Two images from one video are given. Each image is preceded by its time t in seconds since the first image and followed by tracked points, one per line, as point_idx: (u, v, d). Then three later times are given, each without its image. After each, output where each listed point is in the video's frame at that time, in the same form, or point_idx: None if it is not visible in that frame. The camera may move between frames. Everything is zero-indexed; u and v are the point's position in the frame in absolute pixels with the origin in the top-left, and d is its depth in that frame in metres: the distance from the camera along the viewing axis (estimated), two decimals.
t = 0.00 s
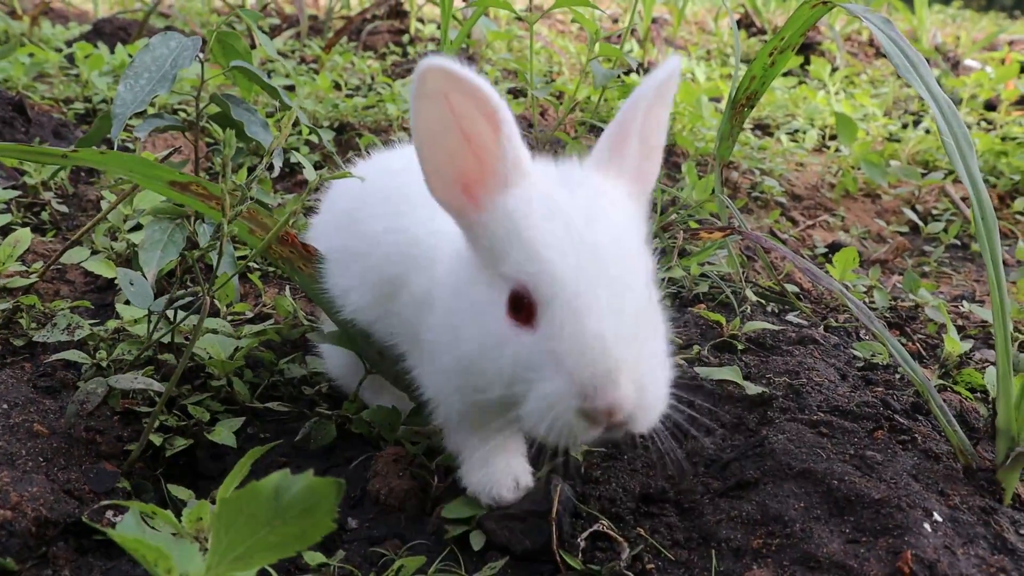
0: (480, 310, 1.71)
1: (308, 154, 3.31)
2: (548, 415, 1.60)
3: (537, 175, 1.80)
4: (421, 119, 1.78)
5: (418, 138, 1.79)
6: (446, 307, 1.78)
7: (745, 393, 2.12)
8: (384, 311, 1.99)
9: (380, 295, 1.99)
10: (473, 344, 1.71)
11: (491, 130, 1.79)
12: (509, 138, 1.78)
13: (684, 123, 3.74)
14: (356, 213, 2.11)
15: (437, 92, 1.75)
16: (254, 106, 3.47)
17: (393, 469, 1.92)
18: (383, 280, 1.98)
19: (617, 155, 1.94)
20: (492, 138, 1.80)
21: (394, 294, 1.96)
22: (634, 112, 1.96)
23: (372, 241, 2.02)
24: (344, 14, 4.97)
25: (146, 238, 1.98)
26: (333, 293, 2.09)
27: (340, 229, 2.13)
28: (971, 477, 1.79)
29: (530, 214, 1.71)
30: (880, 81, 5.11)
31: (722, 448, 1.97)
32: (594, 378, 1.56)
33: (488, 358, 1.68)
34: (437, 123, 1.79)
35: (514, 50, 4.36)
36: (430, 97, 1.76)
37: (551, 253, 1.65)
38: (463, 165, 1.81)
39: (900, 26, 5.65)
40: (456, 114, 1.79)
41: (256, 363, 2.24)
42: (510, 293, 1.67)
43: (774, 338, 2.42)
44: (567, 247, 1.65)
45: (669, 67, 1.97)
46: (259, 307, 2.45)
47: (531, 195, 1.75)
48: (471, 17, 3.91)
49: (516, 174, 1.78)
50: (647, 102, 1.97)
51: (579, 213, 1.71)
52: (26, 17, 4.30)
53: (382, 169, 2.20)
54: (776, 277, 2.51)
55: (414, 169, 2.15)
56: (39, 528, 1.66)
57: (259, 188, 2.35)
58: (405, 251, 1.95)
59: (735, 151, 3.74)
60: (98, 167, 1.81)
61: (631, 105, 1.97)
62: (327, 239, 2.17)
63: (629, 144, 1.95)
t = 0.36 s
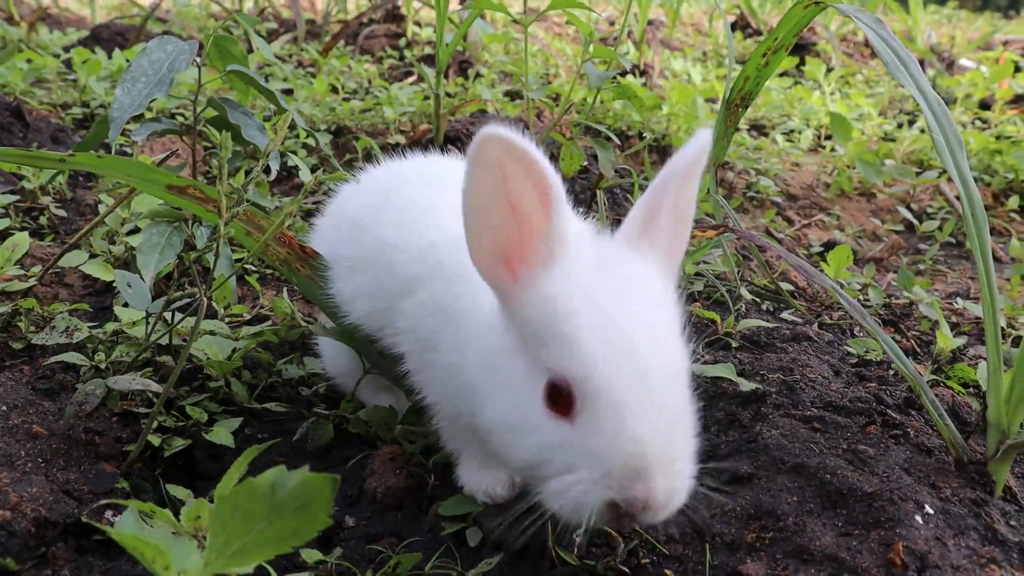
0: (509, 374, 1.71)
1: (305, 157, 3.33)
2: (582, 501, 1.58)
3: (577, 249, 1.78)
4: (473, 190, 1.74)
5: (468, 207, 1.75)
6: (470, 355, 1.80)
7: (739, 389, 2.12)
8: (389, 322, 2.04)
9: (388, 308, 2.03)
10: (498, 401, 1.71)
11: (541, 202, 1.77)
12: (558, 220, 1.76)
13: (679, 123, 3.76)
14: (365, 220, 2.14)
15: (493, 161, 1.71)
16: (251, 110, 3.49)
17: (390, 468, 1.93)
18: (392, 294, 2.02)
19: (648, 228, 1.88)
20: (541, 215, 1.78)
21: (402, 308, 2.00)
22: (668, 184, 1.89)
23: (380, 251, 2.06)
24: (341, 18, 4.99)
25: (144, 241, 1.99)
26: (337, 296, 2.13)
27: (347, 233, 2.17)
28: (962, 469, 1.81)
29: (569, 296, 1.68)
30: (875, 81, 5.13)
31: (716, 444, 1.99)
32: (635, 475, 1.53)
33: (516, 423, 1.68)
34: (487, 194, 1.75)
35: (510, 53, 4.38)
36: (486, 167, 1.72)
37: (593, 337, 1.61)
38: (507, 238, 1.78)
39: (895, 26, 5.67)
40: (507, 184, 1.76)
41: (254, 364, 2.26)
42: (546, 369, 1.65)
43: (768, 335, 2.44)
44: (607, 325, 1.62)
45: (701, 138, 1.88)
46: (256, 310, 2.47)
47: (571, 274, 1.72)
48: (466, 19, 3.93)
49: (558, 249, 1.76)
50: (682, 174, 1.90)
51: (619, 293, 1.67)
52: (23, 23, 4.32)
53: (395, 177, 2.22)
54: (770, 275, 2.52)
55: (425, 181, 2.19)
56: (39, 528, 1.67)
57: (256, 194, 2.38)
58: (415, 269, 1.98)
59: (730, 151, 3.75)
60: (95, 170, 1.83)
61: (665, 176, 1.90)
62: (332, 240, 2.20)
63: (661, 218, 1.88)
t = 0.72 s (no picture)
0: (510, 381, 1.72)
1: (303, 159, 3.34)
2: (582, 501, 1.60)
3: (575, 258, 1.80)
4: (465, 202, 1.76)
5: (462, 219, 1.77)
6: (470, 364, 1.81)
7: (734, 388, 2.13)
8: (387, 326, 2.05)
9: (387, 311, 2.04)
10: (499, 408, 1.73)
11: (534, 213, 1.80)
12: (552, 230, 1.79)
13: (675, 125, 3.77)
14: (364, 223, 2.14)
15: (484, 175, 1.75)
16: (248, 112, 3.50)
17: (386, 468, 1.93)
18: (390, 298, 2.03)
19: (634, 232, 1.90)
20: (535, 223, 1.80)
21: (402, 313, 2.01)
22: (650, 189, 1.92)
23: (380, 254, 2.06)
24: (338, 21, 5.00)
25: (142, 244, 2.02)
26: (334, 299, 2.14)
27: (345, 235, 2.16)
28: (956, 468, 1.81)
29: (565, 302, 1.70)
30: (870, 83, 5.15)
31: (712, 444, 2.00)
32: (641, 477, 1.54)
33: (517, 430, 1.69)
34: (479, 206, 1.78)
35: (506, 55, 4.40)
36: (478, 180, 1.75)
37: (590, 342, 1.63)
38: (500, 250, 1.79)
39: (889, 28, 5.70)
40: (500, 196, 1.78)
41: (252, 365, 2.26)
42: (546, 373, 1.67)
43: (764, 335, 2.45)
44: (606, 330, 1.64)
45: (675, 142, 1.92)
46: (254, 311, 2.48)
47: (566, 281, 1.74)
48: (463, 22, 3.95)
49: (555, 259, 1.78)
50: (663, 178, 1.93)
51: (614, 299, 1.69)
52: (22, 27, 4.32)
53: (393, 182, 2.23)
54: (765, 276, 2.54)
55: (424, 186, 2.19)
56: (37, 529, 1.68)
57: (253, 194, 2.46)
58: (415, 275, 1.99)
59: (726, 153, 3.77)
60: (92, 172, 1.84)
61: (646, 182, 1.92)
62: (330, 242, 2.20)
63: (645, 223, 1.91)
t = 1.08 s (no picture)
0: (540, 356, 1.71)
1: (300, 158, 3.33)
2: (636, 444, 1.63)
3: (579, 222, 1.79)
4: (473, 176, 1.71)
5: (470, 192, 1.73)
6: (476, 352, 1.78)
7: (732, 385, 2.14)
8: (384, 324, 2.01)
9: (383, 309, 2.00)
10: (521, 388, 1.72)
11: (542, 184, 1.72)
12: (557, 204, 1.71)
13: (672, 123, 3.77)
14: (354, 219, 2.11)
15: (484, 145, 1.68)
16: (245, 112, 3.49)
17: (384, 466, 1.94)
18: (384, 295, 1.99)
19: (604, 195, 1.95)
20: (540, 199, 1.73)
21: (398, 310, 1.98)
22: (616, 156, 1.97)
23: (371, 251, 2.03)
24: (335, 21, 5.00)
25: (138, 244, 2.09)
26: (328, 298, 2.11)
27: (337, 233, 2.13)
28: (954, 464, 1.81)
29: (581, 269, 1.69)
30: (867, 81, 5.15)
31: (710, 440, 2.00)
32: (689, 409, 1.62)
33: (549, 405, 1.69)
34: (487, 176, 1.72)
35: (504, 55, 4.40)
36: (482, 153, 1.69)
37: (620, 304, 1.65)
38: (511, 218, 1.74)
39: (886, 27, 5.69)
40: (507, 169, 1.72)
41: (249, 364, 2.26)
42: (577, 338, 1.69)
43: (761, 332, 2.46)
44: (632, 287, 1.68)
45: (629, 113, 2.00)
46: (251, 310, 2.48)
47: (574, 247, 1.71)
48: (459, 21, 3.95)
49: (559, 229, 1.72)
50: (632, 144, 1.98)
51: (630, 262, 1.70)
52: (19, 28, 4.31)
53: (381, 178, 2.20)
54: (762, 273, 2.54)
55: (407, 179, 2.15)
56: (34, 528, 1.68)
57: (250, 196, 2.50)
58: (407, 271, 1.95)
59: (723, 151, 3.78)
60: (87, 170, 1.83)
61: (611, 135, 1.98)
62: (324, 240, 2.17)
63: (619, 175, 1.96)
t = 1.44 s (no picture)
0: (582, 231, 1.95)
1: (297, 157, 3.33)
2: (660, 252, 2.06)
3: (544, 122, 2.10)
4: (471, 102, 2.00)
5: (475, 117, 2.00)
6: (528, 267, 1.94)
7: (731, 383, 2.16)
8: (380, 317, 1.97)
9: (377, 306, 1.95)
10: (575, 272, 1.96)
11: (520, 94, 2.03)
12: (539, 111, 2.04)
13: (670, 121, 3.77)
14: (312, 217, 2.02)
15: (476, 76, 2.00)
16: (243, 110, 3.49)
17: (383, 464, 1.95)
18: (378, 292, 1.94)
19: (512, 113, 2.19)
20: (522, 108, 2.04)
21: (397, 301, 1.95)
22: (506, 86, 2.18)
23: (346, 251, 1.94)
24: (333, 20, 4.99)
25: (136, 243, 2.08)
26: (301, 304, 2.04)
27: (296, 235, 2.05)
28: (954, 462, 1.81)
29: (580, 154, 2.01)
30: (865, 78, 5.15)
31: (708, 438, 2.00)
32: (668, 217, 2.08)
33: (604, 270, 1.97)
34: (481, 102, 2.01)
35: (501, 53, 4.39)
36: (476, 84, 2.01)
37: (617, 166, 2.02)
38: (506, 131, 2.03)
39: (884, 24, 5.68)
40: (494, 90, 2.03)
41: (247, 363, 2.26)
42: (602, 205, 1.99)
43: (760, 330, 2.46)
44: (610, 149, 2.06)
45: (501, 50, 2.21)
46: (249, 308, 2.47)
47: (566, 142, 2.03)
48: (457, 19, 3.94)
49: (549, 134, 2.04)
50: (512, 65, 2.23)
51: (599, 141, 2.07)
52: (16, 27, 4.31)
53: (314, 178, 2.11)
54: (761, 270, 2.55)
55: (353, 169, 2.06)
56: (31, 527, 1.67)
57: (247, 194, 2.49)
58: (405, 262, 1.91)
59: (721, 149, 3.78)
60: (76, 172, 1.82)
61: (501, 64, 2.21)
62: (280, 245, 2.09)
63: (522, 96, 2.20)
